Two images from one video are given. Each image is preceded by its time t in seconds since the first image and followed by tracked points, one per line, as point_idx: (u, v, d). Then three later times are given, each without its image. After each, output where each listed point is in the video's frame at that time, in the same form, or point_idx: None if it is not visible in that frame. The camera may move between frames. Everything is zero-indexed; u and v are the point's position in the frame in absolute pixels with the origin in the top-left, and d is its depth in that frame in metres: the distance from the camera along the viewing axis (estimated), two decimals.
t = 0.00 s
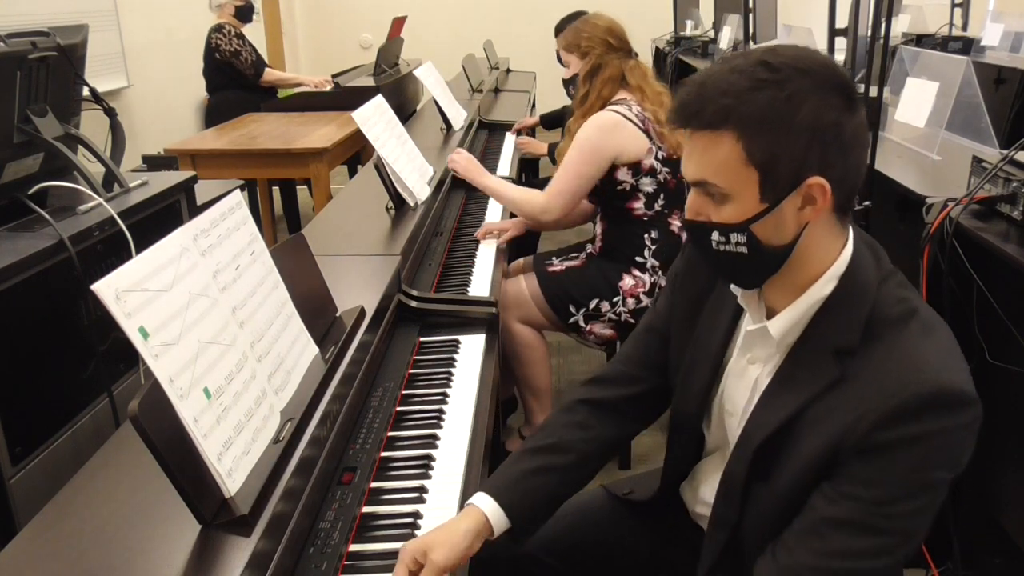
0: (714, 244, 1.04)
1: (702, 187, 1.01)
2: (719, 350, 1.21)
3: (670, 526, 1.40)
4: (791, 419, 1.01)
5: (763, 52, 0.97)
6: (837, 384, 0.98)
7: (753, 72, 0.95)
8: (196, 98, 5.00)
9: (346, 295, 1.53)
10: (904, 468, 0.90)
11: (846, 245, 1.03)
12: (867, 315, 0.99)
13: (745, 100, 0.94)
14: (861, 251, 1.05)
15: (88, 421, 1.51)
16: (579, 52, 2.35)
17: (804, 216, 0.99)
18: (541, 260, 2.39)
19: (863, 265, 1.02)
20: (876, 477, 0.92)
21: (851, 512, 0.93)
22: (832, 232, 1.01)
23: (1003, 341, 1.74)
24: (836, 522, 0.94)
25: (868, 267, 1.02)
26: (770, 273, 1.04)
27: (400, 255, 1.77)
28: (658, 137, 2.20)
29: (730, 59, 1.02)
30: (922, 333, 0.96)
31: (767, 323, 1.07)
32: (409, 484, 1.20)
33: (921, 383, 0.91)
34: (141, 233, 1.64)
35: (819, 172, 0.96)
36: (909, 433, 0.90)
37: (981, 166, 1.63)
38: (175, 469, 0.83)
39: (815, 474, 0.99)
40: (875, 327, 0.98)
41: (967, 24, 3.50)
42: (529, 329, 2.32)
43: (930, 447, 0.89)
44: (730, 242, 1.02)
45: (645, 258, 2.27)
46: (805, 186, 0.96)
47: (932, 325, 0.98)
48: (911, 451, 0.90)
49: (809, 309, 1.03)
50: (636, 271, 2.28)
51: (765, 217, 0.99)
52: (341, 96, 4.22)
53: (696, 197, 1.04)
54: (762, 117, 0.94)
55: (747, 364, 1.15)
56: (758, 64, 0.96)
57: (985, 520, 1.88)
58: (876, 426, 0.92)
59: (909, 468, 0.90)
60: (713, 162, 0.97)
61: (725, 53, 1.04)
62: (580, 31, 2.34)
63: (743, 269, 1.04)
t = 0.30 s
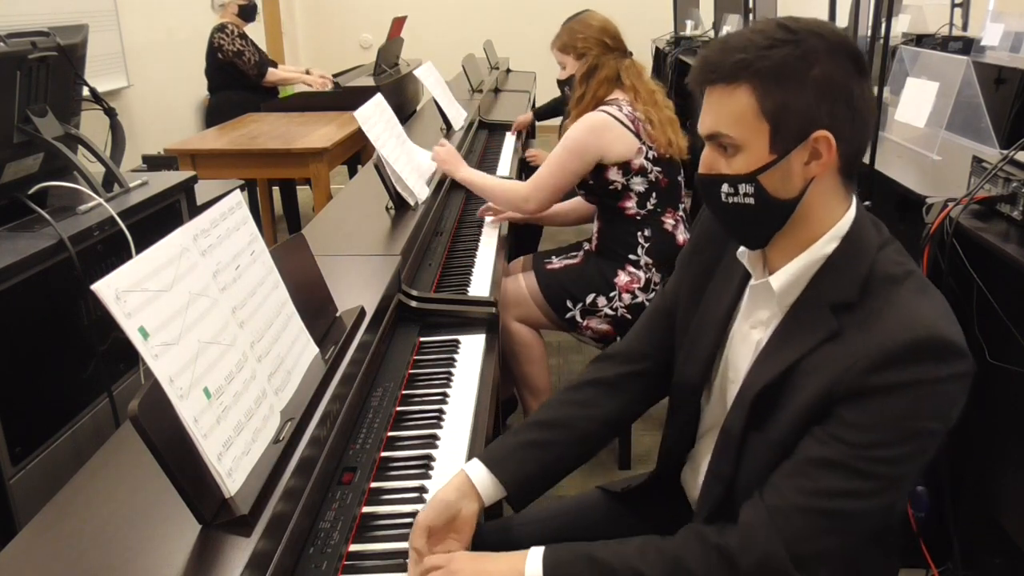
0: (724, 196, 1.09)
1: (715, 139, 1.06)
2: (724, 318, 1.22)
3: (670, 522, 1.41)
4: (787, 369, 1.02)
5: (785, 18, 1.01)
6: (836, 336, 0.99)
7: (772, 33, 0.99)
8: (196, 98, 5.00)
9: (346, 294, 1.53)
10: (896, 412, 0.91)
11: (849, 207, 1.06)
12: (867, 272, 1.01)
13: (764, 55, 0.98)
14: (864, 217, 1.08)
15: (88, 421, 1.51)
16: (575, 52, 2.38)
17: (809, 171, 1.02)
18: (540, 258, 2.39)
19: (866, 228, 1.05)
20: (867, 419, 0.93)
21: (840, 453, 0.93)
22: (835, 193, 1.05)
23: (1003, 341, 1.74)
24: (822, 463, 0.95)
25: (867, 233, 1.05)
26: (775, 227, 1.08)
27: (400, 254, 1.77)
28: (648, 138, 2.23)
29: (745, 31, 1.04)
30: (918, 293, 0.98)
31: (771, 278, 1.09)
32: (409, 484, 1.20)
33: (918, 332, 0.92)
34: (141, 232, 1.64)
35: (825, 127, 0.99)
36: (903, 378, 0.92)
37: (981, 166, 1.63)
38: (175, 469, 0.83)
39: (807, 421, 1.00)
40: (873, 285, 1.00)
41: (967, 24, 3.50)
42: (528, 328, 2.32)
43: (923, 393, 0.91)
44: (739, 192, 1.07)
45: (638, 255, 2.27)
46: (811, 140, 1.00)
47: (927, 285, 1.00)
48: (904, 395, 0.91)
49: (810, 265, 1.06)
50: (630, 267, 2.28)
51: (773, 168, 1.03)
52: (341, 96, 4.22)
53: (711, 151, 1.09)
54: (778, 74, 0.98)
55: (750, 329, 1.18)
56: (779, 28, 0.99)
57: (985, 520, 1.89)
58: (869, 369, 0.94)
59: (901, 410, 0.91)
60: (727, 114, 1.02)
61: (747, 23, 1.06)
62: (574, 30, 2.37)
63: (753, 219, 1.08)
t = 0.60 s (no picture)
0: (719, 170, 1.11)
1: (713, 117, 1.09)
2: (714, 294, 1.25)
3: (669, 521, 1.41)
4: (768, 335, 1.06)
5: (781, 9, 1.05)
6: (813, 305, 1.04)
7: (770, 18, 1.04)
8: (196, 98, 4.99)
9: (346, 294, 1.53)
10: (864, 375, 0.96)
11: (837, 187, 1.09)
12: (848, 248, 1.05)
13: (761, 37, 1.02)
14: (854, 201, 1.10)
15: (88, 421, 1.51)
16: (592, 49, 2.36)
17: (800, 147, 1.05)
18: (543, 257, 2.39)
19: (853, 208, 1.08)
20: (835, 379, 0.97)
21: (808, 412, 0.98)
22: (825, 171, 1.08)
23: (1003, 341, 1.74)
24: (791, 421, 0.99)
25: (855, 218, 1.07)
26: (764, 201, 1.11)
27: (400, 255, 1.77)
28: (667, 139, 2.23)
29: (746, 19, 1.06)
30: (895, 269, 1.02)
31: (755, 250, 1.12)
32: (409, 484, 1.20)
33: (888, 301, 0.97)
34: (141, 232, 1.64)
35: (815, 104, 1.02)
36: (872, 343, 0.96)
37: (981, 166, 1.63)
38: (175, 469, 0.83)
39: (780, 383, 1.04)
40: (854, 260, 1.04)
41: (968, 24, 3.50)
42: (529, 324, 2.32)
43: (892, 360, 0.95)
44: (733, 167, 1.09)
45: (649, 257, 2.28)
46: (801, 117, 1.03)
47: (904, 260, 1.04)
48: (872, 359, 0.96)
49: (797, 239, 1.09)
50: (638, 268, 2.29)
51: (765, 144, 1.06)
52: (341, 96, 4.22)
53: (707, 128, 1.13)
54: (773, 53, 1.01)
55: (740, 302, 1.19)
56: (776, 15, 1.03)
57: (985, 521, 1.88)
58: (839, 333, 0.98)
59: (867, 372, 0.96)
60: (723, 90, 1.05)
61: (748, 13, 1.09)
62: (592, 29, 2.36)
63: (747, 194, 1.11)
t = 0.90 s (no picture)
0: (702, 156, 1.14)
1: (693, 106, 1.12)
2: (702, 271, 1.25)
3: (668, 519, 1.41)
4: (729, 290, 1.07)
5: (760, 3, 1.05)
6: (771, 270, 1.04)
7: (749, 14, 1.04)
8: (196, 98, 4.99)
9: (346, 294, 1.53)
10: (803, 320, 0.95)
11: (815, 167, 1.08)
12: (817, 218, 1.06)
13: (735, 29, 1.03)
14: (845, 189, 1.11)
15: (88, 421, 1.51)
16: (626, 44, 2.32)
17: (770, 132, 1.06)
18: (544, 259, 2.40)
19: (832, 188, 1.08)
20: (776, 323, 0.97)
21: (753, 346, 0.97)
22: (799, 153, 1.08)
23: (1003, 341, 1.74)
24: (726, 357, 0.99)
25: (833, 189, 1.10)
26: (741, 183, 1.12)
27: (400, 254, 1.77)
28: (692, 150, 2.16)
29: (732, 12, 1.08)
30: (853, 239, 1.00)
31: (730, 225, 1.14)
32: (409, 484, 1.20)
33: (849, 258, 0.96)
34: (141, 233, 1.63)
35: (782, 91, 1.03)
36: (809, 291, 0.96)
37: (981, 166, 1.63)
38: (175, 469, 0.83)
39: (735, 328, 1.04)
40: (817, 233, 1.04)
41: (967, 24, 3.50)
42: (530, 326, 2.34)
43: (831, 308, 0.95)
44: (711, 152, 1.11)
45: (657, 266, 2.27)
46: (769, 103, 1.04)
47: (866, 233, 1.03)
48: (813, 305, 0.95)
49: (770, 216, 1.10)
50: (644, 275, 2.28)
51: (739, 129, 1.07)
52: (341, 96, 4.22)
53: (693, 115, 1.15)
54: (746, 47, 1.03)
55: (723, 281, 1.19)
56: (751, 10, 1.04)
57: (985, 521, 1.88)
58: (780, 282, 0.99)
59: (805, 316, 0.95)
60: (700, 79, 1.08)
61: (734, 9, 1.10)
62: (627, 21, 2.31)
63: (728, 176, 1.12)
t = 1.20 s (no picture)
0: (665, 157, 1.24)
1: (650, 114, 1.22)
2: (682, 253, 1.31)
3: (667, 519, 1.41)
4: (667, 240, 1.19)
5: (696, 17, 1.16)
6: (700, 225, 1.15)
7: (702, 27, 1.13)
8: (196, 98, 4.99)
9: (346, 295, 1.53)
10: (695, 263, 1.06)
11: (759, 151, 1.14)
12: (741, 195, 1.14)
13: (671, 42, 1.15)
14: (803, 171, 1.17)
15: (88, 421, 1.51)
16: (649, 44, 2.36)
17: (710, 127, 1.14)
18: (546, 260, 2.43)
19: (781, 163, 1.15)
20: (676, 263, 1.08)
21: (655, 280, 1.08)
22: (741, 141, 1.14)
23: (1003, 341, 1.74)
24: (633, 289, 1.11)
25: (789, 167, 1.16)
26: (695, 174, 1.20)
27: (400, 255, 1.77)
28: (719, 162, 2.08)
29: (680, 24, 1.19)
30: (766, 205, 1.08)
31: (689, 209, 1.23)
32: (409, 484, 1.20)
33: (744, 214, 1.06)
34: (141, 233, 1.64)
35: (712, 90, 1.11)
36: (709, 240, 1.07)
37: (981, 166, 1.63)
38: (175, 469, 0.83)
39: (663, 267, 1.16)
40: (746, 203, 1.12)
41: (967, 24, 3.51)
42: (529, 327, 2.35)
43: (723, 255, 1.05)
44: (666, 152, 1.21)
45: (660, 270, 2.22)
46: (703, 102, 1.12)
47: (788, 203, 1.09)
48: (707, 252, 1.06)
49: (719, 198, 1.17)
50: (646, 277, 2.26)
51: (682, 130, 1.16)
52: (341, 96, 4.22)
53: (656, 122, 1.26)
54: (681, 54, 1.13)
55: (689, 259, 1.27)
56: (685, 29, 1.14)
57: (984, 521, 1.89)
58: (689, 232, 1.10)
59: (701, 260, 1.05)
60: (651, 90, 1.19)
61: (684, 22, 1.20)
62: (651, 20, 2.34)
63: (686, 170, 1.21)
